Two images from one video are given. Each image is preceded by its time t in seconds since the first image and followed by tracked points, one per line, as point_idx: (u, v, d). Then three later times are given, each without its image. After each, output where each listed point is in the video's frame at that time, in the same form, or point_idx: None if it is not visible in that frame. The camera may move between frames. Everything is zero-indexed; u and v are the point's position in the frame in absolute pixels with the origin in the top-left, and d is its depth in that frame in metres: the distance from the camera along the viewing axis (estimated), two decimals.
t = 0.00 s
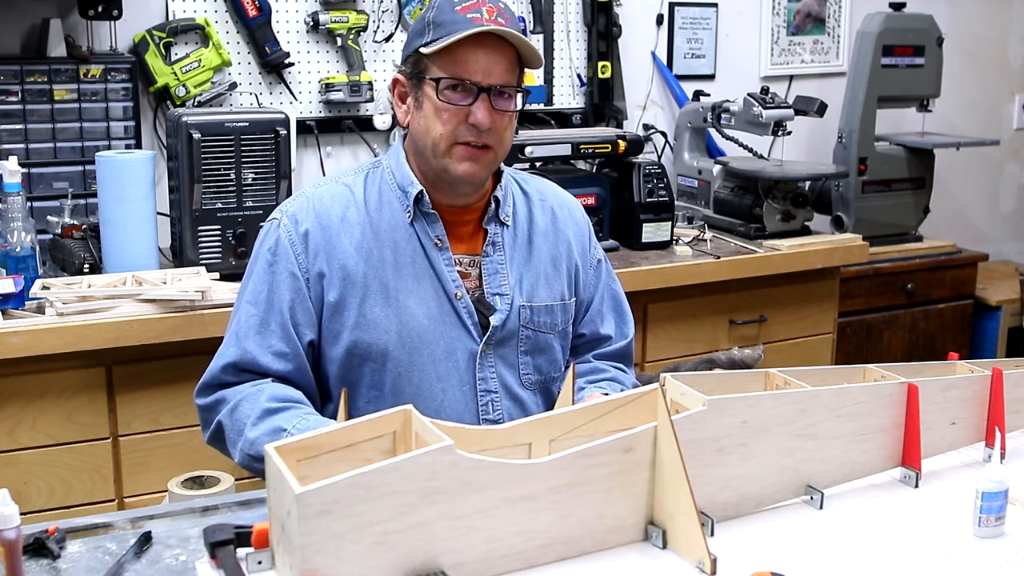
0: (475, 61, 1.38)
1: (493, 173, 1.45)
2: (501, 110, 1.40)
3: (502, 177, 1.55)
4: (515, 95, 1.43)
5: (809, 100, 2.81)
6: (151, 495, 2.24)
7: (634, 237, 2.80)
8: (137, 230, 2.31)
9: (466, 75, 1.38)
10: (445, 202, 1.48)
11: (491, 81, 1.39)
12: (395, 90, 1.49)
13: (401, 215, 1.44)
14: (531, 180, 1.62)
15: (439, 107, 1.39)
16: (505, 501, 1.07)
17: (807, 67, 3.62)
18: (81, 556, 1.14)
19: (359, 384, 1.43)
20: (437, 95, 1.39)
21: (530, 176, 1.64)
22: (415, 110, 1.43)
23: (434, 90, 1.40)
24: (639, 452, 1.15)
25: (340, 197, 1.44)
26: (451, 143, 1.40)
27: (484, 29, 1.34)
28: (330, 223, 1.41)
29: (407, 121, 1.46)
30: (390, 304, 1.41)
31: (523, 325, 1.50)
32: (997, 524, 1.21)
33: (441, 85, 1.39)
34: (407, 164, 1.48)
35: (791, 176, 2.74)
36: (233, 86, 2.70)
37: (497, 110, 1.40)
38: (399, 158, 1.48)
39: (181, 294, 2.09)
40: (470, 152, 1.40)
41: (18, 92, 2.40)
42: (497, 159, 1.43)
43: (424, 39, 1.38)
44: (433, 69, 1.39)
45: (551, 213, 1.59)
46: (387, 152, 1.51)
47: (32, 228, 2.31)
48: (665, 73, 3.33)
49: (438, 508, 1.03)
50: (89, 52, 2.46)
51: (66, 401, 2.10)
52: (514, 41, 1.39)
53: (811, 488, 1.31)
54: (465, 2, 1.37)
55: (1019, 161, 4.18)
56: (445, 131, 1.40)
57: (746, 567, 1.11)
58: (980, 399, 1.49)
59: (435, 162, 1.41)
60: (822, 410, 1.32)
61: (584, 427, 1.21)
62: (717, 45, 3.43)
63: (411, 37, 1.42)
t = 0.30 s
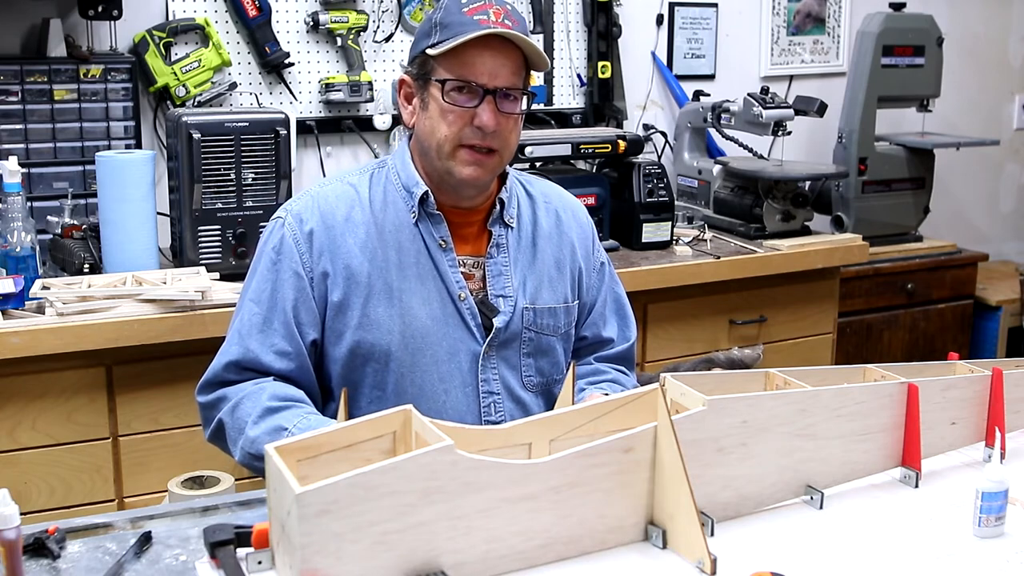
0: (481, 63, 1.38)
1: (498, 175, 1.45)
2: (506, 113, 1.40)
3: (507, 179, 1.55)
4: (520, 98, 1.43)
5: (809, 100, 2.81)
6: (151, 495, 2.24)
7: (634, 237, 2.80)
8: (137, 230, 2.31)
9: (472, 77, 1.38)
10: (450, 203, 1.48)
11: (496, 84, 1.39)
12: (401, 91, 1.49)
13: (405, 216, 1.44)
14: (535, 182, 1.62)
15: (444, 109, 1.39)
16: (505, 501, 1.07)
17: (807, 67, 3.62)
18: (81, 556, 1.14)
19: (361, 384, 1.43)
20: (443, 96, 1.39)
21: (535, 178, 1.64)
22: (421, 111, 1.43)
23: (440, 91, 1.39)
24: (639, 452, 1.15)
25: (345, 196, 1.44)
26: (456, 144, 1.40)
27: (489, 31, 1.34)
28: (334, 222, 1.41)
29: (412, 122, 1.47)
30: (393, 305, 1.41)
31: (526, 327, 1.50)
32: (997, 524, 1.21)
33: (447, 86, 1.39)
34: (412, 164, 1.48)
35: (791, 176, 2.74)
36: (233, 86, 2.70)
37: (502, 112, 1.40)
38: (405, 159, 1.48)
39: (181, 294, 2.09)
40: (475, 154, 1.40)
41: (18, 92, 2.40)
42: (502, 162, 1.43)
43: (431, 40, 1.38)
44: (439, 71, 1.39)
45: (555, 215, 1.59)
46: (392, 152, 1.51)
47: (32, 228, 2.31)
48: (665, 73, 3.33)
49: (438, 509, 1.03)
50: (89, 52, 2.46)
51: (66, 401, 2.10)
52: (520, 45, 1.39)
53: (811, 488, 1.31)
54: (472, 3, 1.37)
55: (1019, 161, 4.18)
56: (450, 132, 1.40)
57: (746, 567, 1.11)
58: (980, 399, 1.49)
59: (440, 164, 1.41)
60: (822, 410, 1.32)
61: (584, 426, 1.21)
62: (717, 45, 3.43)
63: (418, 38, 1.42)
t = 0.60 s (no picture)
0: (482, 65, 1.38)
1: (498, 176, 1.45)
2: (507, 114, 1.40)
3: (508, 179, 1.55)
4: (521, 99, 1.43)
5: (809, 100, 2.81)
6: (151, 495, 2.24)
7: (634, 237, 2.80)
8: (137, 230, 2.31)
9: (472, 78, 1.38)
10: (451, 204, 1.48)
11: (497, 85, 1.39)
12: (403, 91, 1.49)
13: (406, 216, 1.44)
14: (536, 183, 1.62)
15: (445, 110, 1.39)
16: (505, 501, 1.07)
17: (807, 67, 3.62)
18: (81, 556, 1.14)
19: (362, 384, 1.43)
20: (444, 98, 1.39)
21: (536, 178, 1.64)
22: (422, 111, 1.43)
23: (441, 92, 1.40)
24: (639, 452, 1.15)
25: (346, 195, 1.44)
26: (456, 146, 1.40)
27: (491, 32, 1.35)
28: (335, 222, 1.41)
29: (413, 122, 1.47)
30: (394, 304, 1.41)
31: (526, 327, 1.50)
32: (997, 524, 1.21)
33: (448, 87, 1.39)
34: (414, 164, 1.48)
35: (791, 176, 2.73)
36: (233, 86, 2.70)
37: (502, 114, 1.40)
38: (405, 159, 1.48)
39: (181, 294, 2.09)
40: (475, 156, 1.40)
41: (18, 92, 2.40)
42: (502, 163, 1.43)
43: (433, 41, 1.38)
44: (439, 73, 1.39)
45: (556, 216, 1.59)
46: (393, 152, 1.51)
47: (32, 228, 2.31)
48: (665, 73, 3.33)
49: (438, 509, 1.03)
50: (89, 52, 2.46)
51: (66, 401, 2.10)
52: (522, 47, 1.39)
53: (811, 488, 1.31)
54: (474, 4, 1.37)
55: (1019, 161, 4.18)
56: (450, 133, 1.40)
57: (746, 568, 1.11)
58: (980, 399, 1.49)
59: (440, 165, 1.41)
60: (822, 410, 1.32)
61: (584, 426, 1.20)
62: (717, 45, 3.43)
63: (420, 39, 1.42)
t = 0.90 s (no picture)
0: (479, 64, 1.38)
1: (498, 176, 1.45)
2: (504, 114, 1.40)
3: (510, 181, 1.55)
4: (520, 99, 1.43)
5: (809, 100, 2.81)
6: (151, 495, 2.24)
7: (634, 237, 2.80)
8: (137, 230, 2.31)
9: (469, 79, 1.38)
10: (452, 205, 1.48)
11: (494, 85, 1.39)
12: (404, 93, 1.49)
13: (407, 217, 1.44)
14: (538, 184, 1.62)
15: (442, 110, 1.39)
16: (505, 501, 1.07)
17: (807, 67, 3.62)
18: (81, 556, 1.14)
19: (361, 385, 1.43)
20: (441, 98, 1.39)
21: (538, 180, 1.64)
22: (421, 112, 1.43)
23: (439, 93, 1.40)
24: (639, 452, 1.15)
25: (347, 196, 1.45)
26: (455, 146, 1.40)
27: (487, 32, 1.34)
28: (336, 223, 1.41)
29: (413, 123, 1.47)
30: (394, 305, 1.41)
31: (527, 329, 1.50)
32: (997, 524, 1.21)
33: (446, 88, 1.39)
34: (415, 165, 1.48)
35: (791, 176, 2.73)
36: (233, 86, 2.70)
37: (500, 114, 1.39)
38: (407, 160, 1.48)
39: (181, 294, 2.09)
40: (474, 156, 1.40)
41: (18, 92, 2.40)
42: (502, 163, 1.43)
43: (430, 42, 1.38)
44: (437, 74, 1.40)
45: (558, 217, 1.59)
46: (395, 153, 1.51)
47: (32, 228, 2.31)
48: (665, 73, 3.33)
49: (438, 509, 1.03)
50: (89, 52, 2.46)
51: (66, 401, 2.10)
52: (519, 47, 1.39)
53: (811, 488, 1.31)
54: (472, 4, 1.37)
55: (1019, 161, 4.18)
56: (449, 134, 1.40)
57: (745, 568, 1.11)
58: (980, 399, 1.49)
59: (440, 166, 1.42)
60: (822, 410, 1.32)
61: (584, 426, 1.20)
62: (717, 45, 3.43)
63: (417, 40, 1.42)
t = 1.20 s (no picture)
0: (473, 67, 1.38)
1: (498, 178, 1.45)
2: (500, 116, 1.40)
3: (513, 183, 1.55)
4: (518, 102, 1.42)
5: (809, 100, 2.81)
6: (151, 495, 2.24)
7: (634, 237, 2.80)
8: (137, 230, 2.31)
9: (464, 81, 1.38)
10: (452, 207, 1.48)
11: (489, 87, 1.39)
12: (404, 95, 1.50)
13: (409, 219, 1.44)
14: (541, 186, 1.62)
15: (438, 112, 1.39)
16: (505, 501, 1.07)
17: (807, 67, 3.62)
18: (81, 556, 1.14)
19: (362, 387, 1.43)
20: (436, 101, 1.40)
21: (540, 182, 1.64)
22: (419, 115, 1.43)
23: (435, 95, 1.40)
24: (639, 452, 1.15)
25: (349, 197, 1.44)
26: (451, 149, 1.40)
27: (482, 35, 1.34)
28: (337, 225, 1.41)
29: (412, 126, 1.47)
30: (395, 308, 1.41)
31: (528, 332, 1.50)
32: (997, 524, 1.21)
33: (441, 90, 1.40)
34: (417, 167, 1.47)
35: (791, 176, 2.73)
36: (233, 86, 2.70)
37: (495, 116, 1.39)
38: (409, 162, 1.48)
39: (181, 294, 2.09)
40: (469, 158, 1.40)
41: (18, 92, 2.40)
42: (499, 166, 1.42)
43: (427, 44, 1.39)
44: (433, 76, 1.40)
45: (561, 220, 1.59)
46: (398, 154, 1.51)
47: (32, 228, 2.31)
48: (665, 73, 3.33)
49: (438, 509, 1.03)
50: (89, 52, 2.46)
51: (66, 401, 2.10)
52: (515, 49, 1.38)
53: (811, 488, 1.31)
54: (469, 6, 1.37)
55: (1019, 161, 4.18)
56: (444, 137, 1.40)
57: (745, 568, 1.11)
58: (980, 399, 1.49)
59: (436, 169, 1.42)
60: (822, 410, 1.32)
61: (584, 426, 1.20)
62: (717, 45, 3.43)
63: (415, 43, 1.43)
